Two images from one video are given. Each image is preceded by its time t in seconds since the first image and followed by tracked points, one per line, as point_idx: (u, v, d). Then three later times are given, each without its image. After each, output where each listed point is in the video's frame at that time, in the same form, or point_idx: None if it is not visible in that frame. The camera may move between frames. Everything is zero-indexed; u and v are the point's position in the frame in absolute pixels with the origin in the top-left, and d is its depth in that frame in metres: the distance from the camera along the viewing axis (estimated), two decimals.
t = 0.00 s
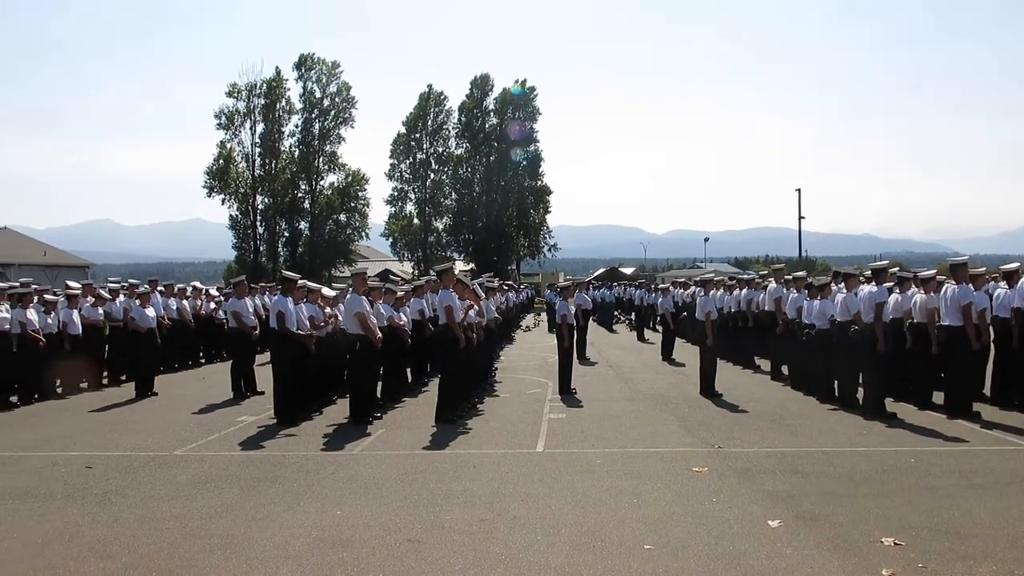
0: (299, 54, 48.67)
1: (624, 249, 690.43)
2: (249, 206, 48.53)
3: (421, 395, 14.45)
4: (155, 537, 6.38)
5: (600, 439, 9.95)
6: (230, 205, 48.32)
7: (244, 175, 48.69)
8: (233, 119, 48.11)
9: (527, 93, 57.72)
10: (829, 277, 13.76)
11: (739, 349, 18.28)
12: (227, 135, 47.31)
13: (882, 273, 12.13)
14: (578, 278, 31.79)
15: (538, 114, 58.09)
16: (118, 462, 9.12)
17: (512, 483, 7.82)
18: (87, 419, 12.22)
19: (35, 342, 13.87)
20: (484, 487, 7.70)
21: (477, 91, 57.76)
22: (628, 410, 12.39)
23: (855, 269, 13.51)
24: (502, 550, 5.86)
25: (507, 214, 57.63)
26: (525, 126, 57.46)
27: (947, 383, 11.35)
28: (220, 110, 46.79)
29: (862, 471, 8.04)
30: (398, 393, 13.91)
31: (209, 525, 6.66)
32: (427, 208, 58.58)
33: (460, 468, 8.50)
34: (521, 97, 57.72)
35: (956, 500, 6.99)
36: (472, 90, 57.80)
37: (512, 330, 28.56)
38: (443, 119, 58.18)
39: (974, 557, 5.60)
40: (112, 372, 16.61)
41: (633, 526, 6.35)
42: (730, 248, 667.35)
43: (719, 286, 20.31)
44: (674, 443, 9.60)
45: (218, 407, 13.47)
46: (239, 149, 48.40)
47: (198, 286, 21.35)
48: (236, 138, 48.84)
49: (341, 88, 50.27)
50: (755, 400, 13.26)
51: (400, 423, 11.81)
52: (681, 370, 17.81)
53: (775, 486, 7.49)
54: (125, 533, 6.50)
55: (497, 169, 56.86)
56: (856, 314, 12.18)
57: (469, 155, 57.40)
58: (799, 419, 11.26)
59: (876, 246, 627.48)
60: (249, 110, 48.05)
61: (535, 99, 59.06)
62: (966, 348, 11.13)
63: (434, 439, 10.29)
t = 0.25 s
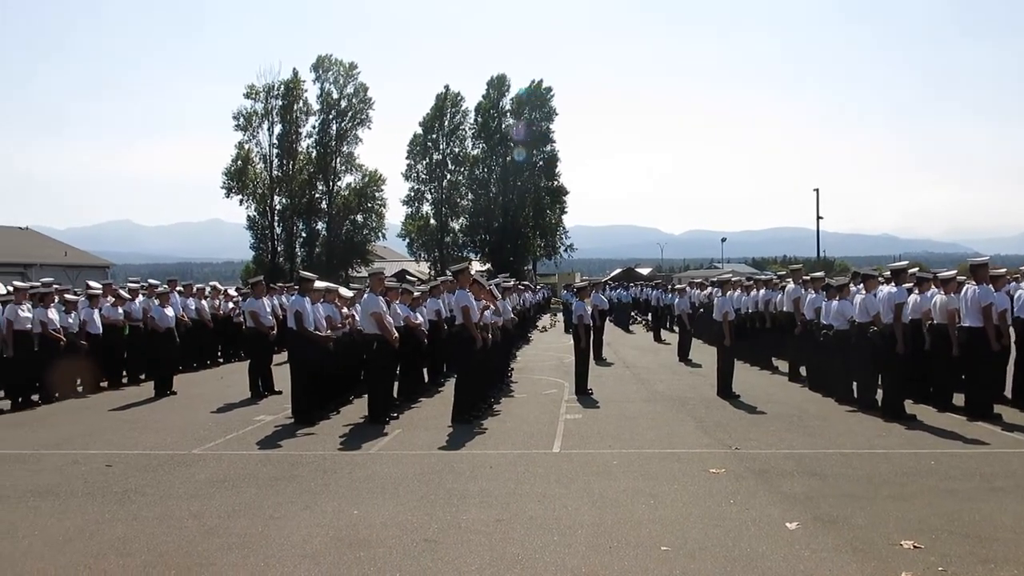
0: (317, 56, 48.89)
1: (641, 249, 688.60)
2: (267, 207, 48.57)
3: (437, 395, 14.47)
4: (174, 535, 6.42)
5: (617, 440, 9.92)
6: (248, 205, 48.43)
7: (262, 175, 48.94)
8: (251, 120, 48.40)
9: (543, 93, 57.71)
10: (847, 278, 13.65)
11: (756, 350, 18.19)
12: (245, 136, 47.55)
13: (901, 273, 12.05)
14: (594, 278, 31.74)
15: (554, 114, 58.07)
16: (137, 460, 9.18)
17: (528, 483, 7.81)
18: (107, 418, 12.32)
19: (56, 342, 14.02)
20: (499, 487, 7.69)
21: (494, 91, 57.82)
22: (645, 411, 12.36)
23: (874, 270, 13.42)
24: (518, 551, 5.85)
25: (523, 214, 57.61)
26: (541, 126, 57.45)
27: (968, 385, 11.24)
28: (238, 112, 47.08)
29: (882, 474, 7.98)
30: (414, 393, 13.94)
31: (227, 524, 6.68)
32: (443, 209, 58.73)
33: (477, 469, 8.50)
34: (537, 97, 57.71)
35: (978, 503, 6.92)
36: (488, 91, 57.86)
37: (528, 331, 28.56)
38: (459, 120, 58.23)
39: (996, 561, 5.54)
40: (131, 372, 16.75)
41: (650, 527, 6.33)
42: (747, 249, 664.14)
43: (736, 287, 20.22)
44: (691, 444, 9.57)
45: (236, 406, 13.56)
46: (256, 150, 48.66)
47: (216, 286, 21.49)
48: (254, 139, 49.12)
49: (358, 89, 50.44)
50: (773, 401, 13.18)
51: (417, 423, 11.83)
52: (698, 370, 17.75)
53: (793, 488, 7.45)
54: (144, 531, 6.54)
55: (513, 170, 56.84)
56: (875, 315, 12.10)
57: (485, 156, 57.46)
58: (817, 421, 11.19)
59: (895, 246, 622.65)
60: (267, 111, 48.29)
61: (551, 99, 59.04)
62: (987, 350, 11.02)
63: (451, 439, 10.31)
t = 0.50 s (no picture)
0: (334, 58, 49.12)
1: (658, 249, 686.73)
2: (285, 208, 49.14)
3: (454, 396, 14.49)
4: (193, 534, 6.47)
5: (634, 441, 9.90)
6: (266, 206, 49.00)
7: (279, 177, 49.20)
8: (269, 122, 48.68)
9: (560, 93, 57.68)
10: (866, 278, 13.56)
11: (775, 350, 18.10)
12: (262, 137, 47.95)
13: (921, 274, 11.92)
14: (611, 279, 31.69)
15: (570, 114, 58.03)
16: (157, 460, 9.26)
17: (545, 484, 7.81)
18: (127, 418, 12.43)
19: (77, 343, 14.15)
20: (517, 488, 7.69)
21: (510, 92, 57.86)
22: (662, 411, 12.33)
23: (894, 270, 13.29)
24: (536, 551, 5.86)
25: (540, 214, 57.58)
26: (557, 126, 57.41)
27: (989, 386, 11.12)
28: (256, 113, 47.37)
29: (902, 475, 7.91)
30: (431, 394, 13.96)
31: (246, 524, 6.73)
32: (460, 209, 58.87)
33: (494, 470, 8.50)
34: (553, 98, 57.74)
35: (1000, 506, 6.85)
36: (505, 91, 57.91)
37: (544, 332, 28.56)
38: (476, 121, 58.36)
39: (1019, 563, 5.49)
40: (151, 372, 16.88)
41: (667, 528, 6.31)
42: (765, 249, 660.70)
43: (754, 287, 20.12)
44: (709, 445, 9.53)
45: (255, 406, 13.65)
46: (274, 151, 49.03)
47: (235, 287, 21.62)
48: (272, 140, 49.41)
49: (375, 90, 50.62)
50: (791, 402, 13.11)
51: (434, 423, 11.85)
52: (715, 371, 17.69)
53: (812, 489, 7.40)
54: (164, 531, 6.59)
55: (530, 170, 56.83)
56: (895, 316, 11.98)
57: (502, 156, 57.51)
58: (835, 422, 11.12)
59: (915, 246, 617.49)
60: (284, 113, 48.60)
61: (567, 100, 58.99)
62: (1008, 351, 10.89)
63: (467, 440, 10.32)
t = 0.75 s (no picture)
0: (351, 59, 49.30)
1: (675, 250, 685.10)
2: (302, 208, 49.24)
3: (470, 396, 14.50)
4: (211, 533, 6.52)
5: (650, 442, 9.88)
6: (284, 207, 49.25)
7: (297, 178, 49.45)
8: (286, 123, 48.94)
9: (576, 94, 57.63)
10: (886, 279, 13.44)
11: (792, 352, 18.00)
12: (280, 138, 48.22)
13: (941, 274, 11.79)
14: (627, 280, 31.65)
15: (587, 115, 57.98)
16: (176, 459, 9.33)
17: (562, 485, 7.82)
18: (145, 417, 12.53)
19: (97, 342, 14.25)
20: (533, 489, 7.69)
21: (527, 93, 57.90)
22: (679, 413, 12.29)
23: (914, 271, 13.15)
24: (552, 552, 5.85)
25: (556, 215, 57.54)
26: (574, 127, 57.37)
27: (1009, 389, 11.00)
28: (274, 115, 47.64)
29: (922, 478, 7.85)
30: (447, 394, 13.98)
31: (264, 523, 6.76)
32: (476, 210, 59.01)
33: (510, 470, 8.51)
34: (570, 98, 57.67)
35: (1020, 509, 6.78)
36: (521, 92, 57.95)
37: (560, 332, 28.58)
38: (493, 121, 58.42)
39: None
40: (170, 371, 17.02)
41: (684, 530, 6.29)
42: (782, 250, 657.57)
43: (771, 288, 20.02)
44: (726, 447, 9.49)
45: (272, 406, 13.73)
46: (292, 152, 49.29)
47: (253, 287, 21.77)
48: (289, 141, 49.70)
49: (392, 92, 50.73)
50: (809, 404, 13.03)
51: (450, 423, 11.86)
52: (732, 373, 17.62)
53: (831, 492, 7.35)
54: (182, 529, 6.64)
55: (546, 171, 56.78)
56: (914, 318, 11.85)
57: (518, 157, 57.54)
58: (854, 424, 11.04)
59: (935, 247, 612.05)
60: (302, 113, 48.82)
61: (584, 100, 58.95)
62: None
63: (483, 440, 10.34)
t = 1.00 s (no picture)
0: (367, 61, 49.49)
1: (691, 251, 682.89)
2: (319, 209, 49.72)
3: (485, 397, 14.51)
4: (229, 532, 6.56)
5: (666, 444, 9.85)
6: (300, 208, 49.63)
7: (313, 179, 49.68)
8: (303, 124, 49.18)
9: (592, 94, 57.54)
10: (904, 280, 13.35)
11: (809, 353, 17.90)
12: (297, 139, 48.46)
13: (960, 276, 11.69)
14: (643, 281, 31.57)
15: (603, 116, 57.89)
16: (194, 458, 9.40)
17: (577, 486, 7.81)
18: (163, 417, 12.60)
19: (115, 342, 14.34)
20: (549, 490, 7.69)
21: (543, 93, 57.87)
22: (695, 414, 12.25)
23: (933, 272, 13.05)
24: (569, 553, 5.85)
25: (571, 216, 57.43)
26: (590, 128, 57.27)
27: None
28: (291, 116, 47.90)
29: (941, 481, 7.79)
30: (463, 394, 14.00)
31: (280, 522, 6.80)
32: (492, 211, 59.08)
33: (525, 471, 8.51)
34: (586, 98, 57.59)
35: None
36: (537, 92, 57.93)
37: (576, 333, 28.54)
38: (509, 122, 58.31)
39: None
40: (187, 371, 17.13)
41: (700, 532, 6.27)
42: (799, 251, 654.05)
43: (788, 289, 19.90)
44: (743, 449, 9.45)
45: (289, 406, 13.78)
46: (308, 153, 49.52)
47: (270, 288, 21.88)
48: (306, 142, 49.93)
49: (408, 93, 50.85)
50: (826, 405, 12.95)
51: (465, 424, 11.88)
52: (749, 374, 17.54)
53: (848, 494, 7.30)
54: (200, 528, 6.68)
55: (562, 171, 56.66)
56: (933, 319, 11.76)
57: (534, 158, 57.50)
58: (872, 426, 10.96)
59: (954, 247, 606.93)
60: (318, 115, 49.03)
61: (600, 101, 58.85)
62: None
63: (498, 441, 10.34)
